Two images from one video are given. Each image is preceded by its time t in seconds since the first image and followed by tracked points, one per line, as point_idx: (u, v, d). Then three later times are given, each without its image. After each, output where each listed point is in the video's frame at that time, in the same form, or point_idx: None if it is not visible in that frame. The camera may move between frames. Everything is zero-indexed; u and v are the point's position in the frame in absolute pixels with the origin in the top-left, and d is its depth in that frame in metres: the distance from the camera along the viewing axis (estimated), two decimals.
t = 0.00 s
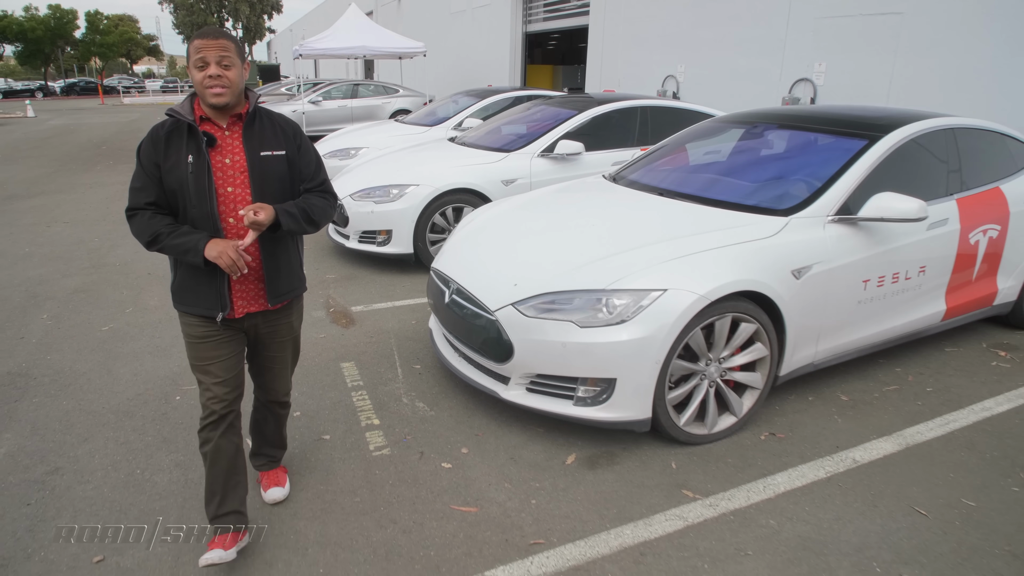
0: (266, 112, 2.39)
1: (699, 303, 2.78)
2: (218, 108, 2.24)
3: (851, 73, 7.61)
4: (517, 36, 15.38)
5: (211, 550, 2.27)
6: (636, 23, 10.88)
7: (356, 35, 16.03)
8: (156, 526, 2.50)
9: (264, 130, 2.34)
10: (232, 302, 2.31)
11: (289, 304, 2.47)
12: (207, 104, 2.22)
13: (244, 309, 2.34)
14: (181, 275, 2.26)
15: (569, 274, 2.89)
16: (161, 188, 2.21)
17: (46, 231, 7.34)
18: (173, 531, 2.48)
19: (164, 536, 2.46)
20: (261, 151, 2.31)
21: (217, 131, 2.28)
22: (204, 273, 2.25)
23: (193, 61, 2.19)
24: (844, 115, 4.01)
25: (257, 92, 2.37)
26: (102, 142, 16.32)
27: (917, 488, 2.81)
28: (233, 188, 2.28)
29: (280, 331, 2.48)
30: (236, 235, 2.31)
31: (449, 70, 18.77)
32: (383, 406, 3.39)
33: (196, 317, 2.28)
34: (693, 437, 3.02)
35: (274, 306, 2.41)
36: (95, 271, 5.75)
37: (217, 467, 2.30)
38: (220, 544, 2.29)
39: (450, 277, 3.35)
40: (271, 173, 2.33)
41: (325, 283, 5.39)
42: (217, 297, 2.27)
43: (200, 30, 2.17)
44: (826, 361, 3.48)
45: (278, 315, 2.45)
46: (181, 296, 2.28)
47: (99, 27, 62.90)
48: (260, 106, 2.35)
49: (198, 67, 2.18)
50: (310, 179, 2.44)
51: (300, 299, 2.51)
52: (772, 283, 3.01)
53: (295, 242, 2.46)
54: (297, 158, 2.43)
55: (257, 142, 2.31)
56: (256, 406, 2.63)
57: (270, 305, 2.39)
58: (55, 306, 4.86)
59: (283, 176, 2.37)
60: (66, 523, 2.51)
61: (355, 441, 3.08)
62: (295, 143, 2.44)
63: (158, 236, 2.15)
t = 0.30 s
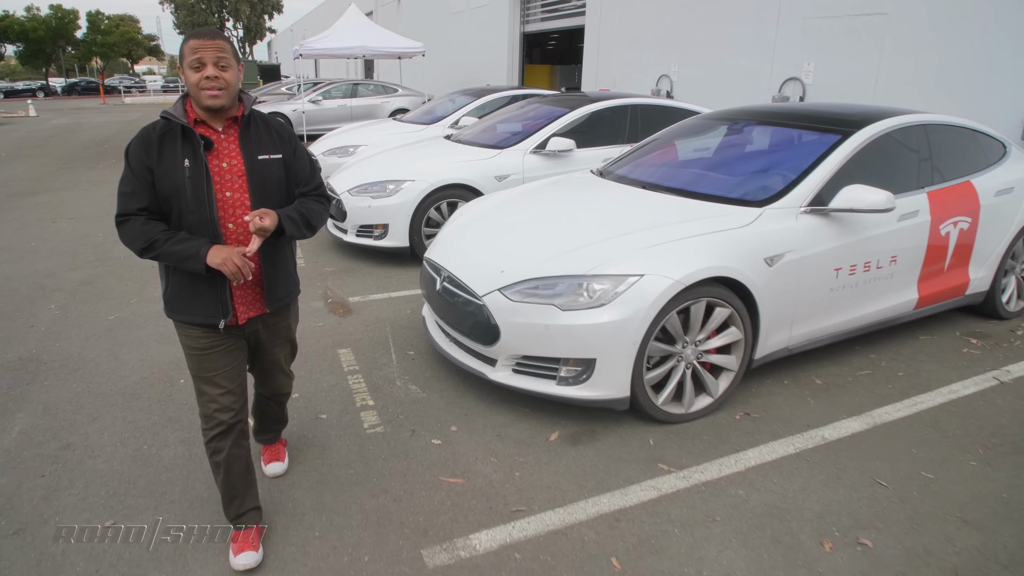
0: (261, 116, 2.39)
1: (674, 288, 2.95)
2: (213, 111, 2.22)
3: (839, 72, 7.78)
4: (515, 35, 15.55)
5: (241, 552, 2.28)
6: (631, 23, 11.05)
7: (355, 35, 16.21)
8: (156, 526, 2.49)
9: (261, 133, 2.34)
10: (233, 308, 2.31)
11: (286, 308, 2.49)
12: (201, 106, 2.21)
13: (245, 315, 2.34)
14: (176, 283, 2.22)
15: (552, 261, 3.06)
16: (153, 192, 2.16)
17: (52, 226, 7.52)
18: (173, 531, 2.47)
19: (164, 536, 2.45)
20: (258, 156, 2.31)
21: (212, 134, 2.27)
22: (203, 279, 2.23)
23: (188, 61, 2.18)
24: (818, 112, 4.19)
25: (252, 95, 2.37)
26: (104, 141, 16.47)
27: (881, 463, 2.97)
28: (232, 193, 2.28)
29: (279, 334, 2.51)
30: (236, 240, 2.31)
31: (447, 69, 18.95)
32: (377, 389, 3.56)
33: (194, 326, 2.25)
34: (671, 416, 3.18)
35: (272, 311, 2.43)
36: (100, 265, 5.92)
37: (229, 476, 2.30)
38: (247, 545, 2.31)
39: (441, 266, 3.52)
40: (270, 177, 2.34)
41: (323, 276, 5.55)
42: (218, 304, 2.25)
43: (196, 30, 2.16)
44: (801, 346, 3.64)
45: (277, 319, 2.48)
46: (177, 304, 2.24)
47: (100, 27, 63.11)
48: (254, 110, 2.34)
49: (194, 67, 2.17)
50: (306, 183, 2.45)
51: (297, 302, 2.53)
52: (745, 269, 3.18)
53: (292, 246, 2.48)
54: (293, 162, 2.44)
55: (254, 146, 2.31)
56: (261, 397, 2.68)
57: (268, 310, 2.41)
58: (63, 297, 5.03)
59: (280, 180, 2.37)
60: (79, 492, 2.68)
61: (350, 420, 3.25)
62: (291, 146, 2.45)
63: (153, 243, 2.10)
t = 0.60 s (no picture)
0: (256, 112, 2.43)
1: (653, 276, 3.11)
2: (214, 103, 2.26)
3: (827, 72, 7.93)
4: (513, 36, 15.70)
5: (244, 525, 2.43)
6: (626, 24, 11.21)
7: (355, 36, 16.37)
8: (156, 526, 2.49)
9: (257, 130, 2.37)
10: (230, 304, 2.33)
11: (285, 305, 2.48)
12: (203, 98, 2.24)
13: (243, 311, 2.35)
14: (172, 277, 2.25)
15: (539, 252, 3.22)
16: (147, 185, 2.18)
17: (56, 223, 7.68)
18: (173, 531, 2.48)
19: (164, 536, 2.45)
20: (255, 151, 2.34)
21: (209, 128, 2.29)
22: (198, 273, 2.25)
23: (193, 53, 2.21)
24: (796, 111, 4.37)
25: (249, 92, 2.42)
26: (106, 141, 16.64)
27: (849, 443, 3.13)
28: (228, 187, 2.30)
29: (280, 329, 2.47)
30: (231, 234, 2.32)
31: (446, 70, 19.11)
32: (372, 375, 3.73)
33: (190, 321, 2.28)
34: (652, 399, 3.35)
35: (270, 308, 2.43)
36: (104, 260, 6.09)
37: (230, 459, 2.44)
38: (251, 518, 2.45)
39: (433, 258, 3.68)
40: (266, 173, 2.37)
41: (321, 270, 5.72)
42: (213, 299, 2.28)
43: (203, 24, 2.21)
44: (779, 334, 3.80)
45: (277, 315, 2.45)
46: (172, 299, 2.27)
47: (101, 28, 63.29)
48: (251, 107, 2.38)
49: (199, 59, 2.21)
50: (300, 181, 2.50)
51: (297, 299, 2.52)
52: (722, 260, 3.34)
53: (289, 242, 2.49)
54: (288, 159, 2.48)
55: (251, 141, 2.34)
56: (276, 404, 2.54)
57: (266, 306, 2.40)
58: (69, 290, 5.19)
59: (276, 176, 2.40)
60: (89, 469, 2.84)
61: (346, 403, 3.42)
62: (285, 144, 2.49)
63: (147, 235, 2.13)
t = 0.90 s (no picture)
0: (257, 115, 2.40)
1: (631, 266, 3.26)
2: (213, 107, 2.25)
3: (816, 71, 8.06)
4: (510, 35, 15.82)
5: (240, 498, 2.59)
6: (620, 24, 11.34)
7: (354, 36, 16.52)
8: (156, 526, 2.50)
9: (256, 133, 2.34)
10: (223, 307, 2.31)
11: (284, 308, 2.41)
12: (202, 102, 2.23)
13: (236, 314, 2.33)
14: (170, 278, 2.28)
15: (522, 244, 3.37)
16: (145, 187, 2.20)
17: (60, 221, 7.85)
18: (173, 531, 2.48)
19: (164, 536, 2.46)
20: (252, 155, 2.31)
21: (207, 132, 2.29)
22: (194, 276, 2.26)
23: (193, 57, 2.21)
24: (774, 109, 4.53)
25: (249, 95, 2.40)
26: (108, 141, 16.83)
27: (819, 425, 3.28)
28: (223, 191, 2.28)
29: (273, 331, 2.38)
30: (226, 238, 2.31)
31: (444, 70, 19.26)
32: (365, 363, 3.88)
33: (188, 322, 2.31)
34: (632, 384, 3.49)
35: (266, 313, 2.37)
36: (107, 255, 6.25)
37: (229, 440, 2.59)
38: (246, 492, 2.62)
39: (424, 251, 3.84)
40: (262, 177, 2.33)
41: (318, 265, 5.87)
42: (208, 302, 2.28)
43: (204, 28, 2.21)
44: (756, 324, 3.94)
45: (271, 318, 2.38)
46: (172, 300, 2.30)
47: (102, 28, 63.48)
48: (251, 110, 2.36)
49: (198, 63, 2.21)
50: (299, 185, 2.44)
51: (296, 303, 2.45)
52: (698, 251, 3.49)
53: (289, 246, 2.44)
54: (288, 163, 2.43)
55: (248, 145, 2.31)
56: (269, 418, 2.36)
57: (261, 310, 2.35)
58: (73, 284, 5.36)
59: (273, 180, 2.36)
60: (95, 448, 2.99)
61: (340, 389, 3.57)
62: (286, 147, 2.44)
63: (143, 238, 2.15)
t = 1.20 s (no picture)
0: (266, 113, 2.38)
1: (609, 255, 3.41)
2: (222, 107, 2.25)
3: (805, 69, 8.18)
4: (508, 35, 15.92)
5: (234, 472, 2.74)
6: (615, 23, 11.47)
7: (353, 36, 16.66)
8: (156, 526, 2.49)
9: (262, 132, 2.33)
10: (224, 307, 2.33)
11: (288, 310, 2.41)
12: (210, 102, 2.23)
13: (236, 315, 2.34)
14: (178, 276, 2.33)
15: (506, 234, 3.53)
16: (153, 186, 2.24)
17: (64, 217, 8.03)
18: (173, 531, 2.47)
19: (164, 536, 2.44)
20: (258, 155, 2.30)
21: (214, 132, 2.29)
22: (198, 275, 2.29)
23: (200, 56, 2.20)
24: (753, 105, 4.68)
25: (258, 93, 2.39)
26: (111, 141, 17.01)
27: (789, 407, 3.42)
28: (227, 191, 2.29)
29: (275, 333, 2.38)
30: (229, 239, 2.32)
31: (443, 70, 19.39)
32: (357, 350, 4.03)
33: (192, 319, 2.35)
34: (611, 368, 3.63)
35: (268, 314, 2.37)
36: (110, 250, 6.43)
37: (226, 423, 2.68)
38: (240, 467, 2.76)
39: (413, 241, 3.99)
40: (267, 177, 2.31)
41: (315, 258, 6.03)
42: (210, 301, 2.31)
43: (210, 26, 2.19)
44: (735, 312, 4.08)
45: (273, 320, 2.37)
46: (179, 297, 2.35)
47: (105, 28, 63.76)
48: (260, 107, 2.34)
49: (205, 63, 2.20)
50: (309, 185, 2.39)
51: (300, 305, 2.43)
52: (675, 241, 3.63)
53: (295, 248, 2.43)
54: (296, 162, 2.40)
55: (254, 145, 2.30)
56: (268, 420, 2.37)
57: (262, 312, 2.35)
58: (77, 277, 5.52)
59: (279, 180, 2.34)
60: (98, 427, 3.16)
61: (332, 373, 3.73)
62: (295, 146, 2.40)
63: (147, 237, 2.19)
